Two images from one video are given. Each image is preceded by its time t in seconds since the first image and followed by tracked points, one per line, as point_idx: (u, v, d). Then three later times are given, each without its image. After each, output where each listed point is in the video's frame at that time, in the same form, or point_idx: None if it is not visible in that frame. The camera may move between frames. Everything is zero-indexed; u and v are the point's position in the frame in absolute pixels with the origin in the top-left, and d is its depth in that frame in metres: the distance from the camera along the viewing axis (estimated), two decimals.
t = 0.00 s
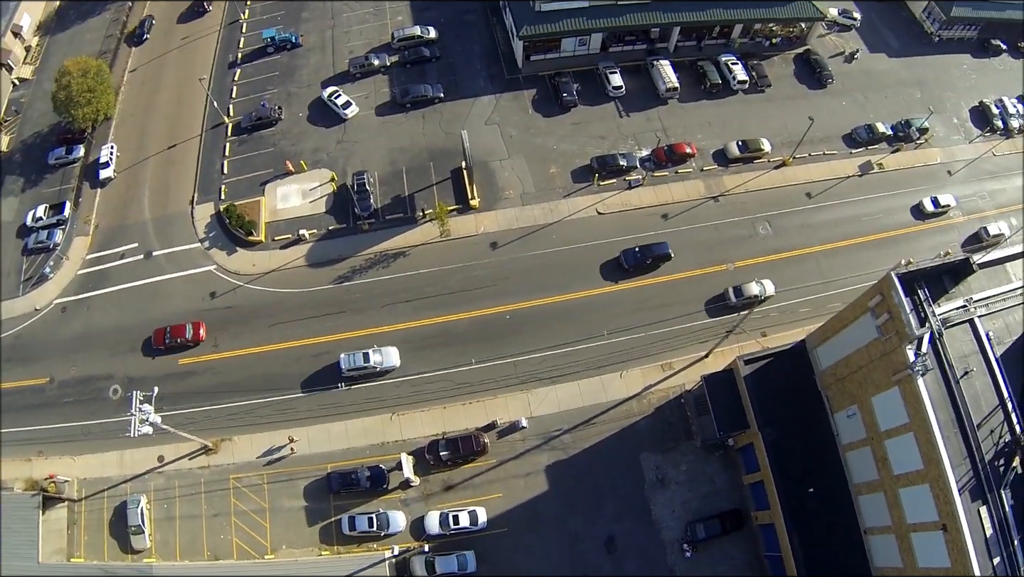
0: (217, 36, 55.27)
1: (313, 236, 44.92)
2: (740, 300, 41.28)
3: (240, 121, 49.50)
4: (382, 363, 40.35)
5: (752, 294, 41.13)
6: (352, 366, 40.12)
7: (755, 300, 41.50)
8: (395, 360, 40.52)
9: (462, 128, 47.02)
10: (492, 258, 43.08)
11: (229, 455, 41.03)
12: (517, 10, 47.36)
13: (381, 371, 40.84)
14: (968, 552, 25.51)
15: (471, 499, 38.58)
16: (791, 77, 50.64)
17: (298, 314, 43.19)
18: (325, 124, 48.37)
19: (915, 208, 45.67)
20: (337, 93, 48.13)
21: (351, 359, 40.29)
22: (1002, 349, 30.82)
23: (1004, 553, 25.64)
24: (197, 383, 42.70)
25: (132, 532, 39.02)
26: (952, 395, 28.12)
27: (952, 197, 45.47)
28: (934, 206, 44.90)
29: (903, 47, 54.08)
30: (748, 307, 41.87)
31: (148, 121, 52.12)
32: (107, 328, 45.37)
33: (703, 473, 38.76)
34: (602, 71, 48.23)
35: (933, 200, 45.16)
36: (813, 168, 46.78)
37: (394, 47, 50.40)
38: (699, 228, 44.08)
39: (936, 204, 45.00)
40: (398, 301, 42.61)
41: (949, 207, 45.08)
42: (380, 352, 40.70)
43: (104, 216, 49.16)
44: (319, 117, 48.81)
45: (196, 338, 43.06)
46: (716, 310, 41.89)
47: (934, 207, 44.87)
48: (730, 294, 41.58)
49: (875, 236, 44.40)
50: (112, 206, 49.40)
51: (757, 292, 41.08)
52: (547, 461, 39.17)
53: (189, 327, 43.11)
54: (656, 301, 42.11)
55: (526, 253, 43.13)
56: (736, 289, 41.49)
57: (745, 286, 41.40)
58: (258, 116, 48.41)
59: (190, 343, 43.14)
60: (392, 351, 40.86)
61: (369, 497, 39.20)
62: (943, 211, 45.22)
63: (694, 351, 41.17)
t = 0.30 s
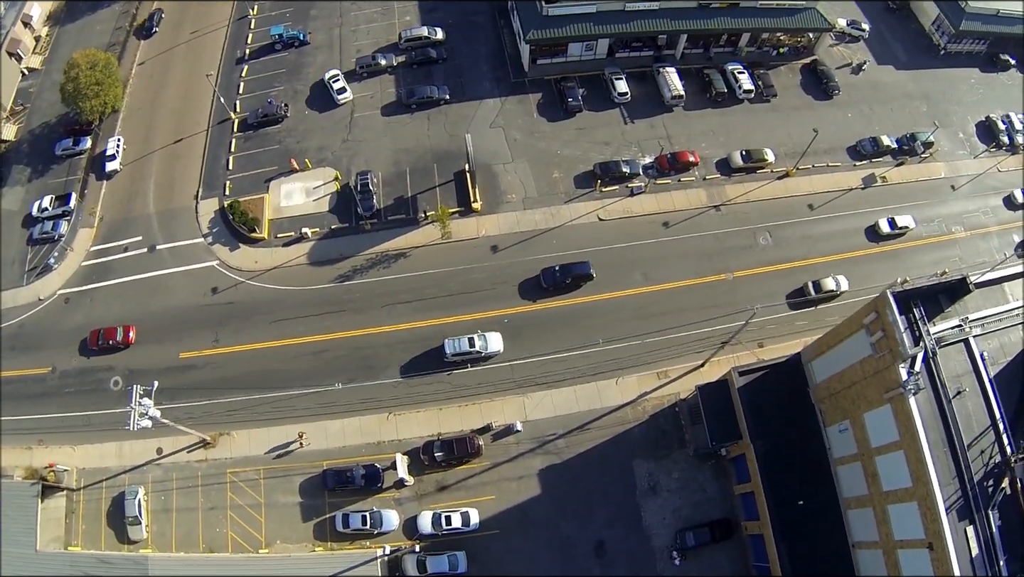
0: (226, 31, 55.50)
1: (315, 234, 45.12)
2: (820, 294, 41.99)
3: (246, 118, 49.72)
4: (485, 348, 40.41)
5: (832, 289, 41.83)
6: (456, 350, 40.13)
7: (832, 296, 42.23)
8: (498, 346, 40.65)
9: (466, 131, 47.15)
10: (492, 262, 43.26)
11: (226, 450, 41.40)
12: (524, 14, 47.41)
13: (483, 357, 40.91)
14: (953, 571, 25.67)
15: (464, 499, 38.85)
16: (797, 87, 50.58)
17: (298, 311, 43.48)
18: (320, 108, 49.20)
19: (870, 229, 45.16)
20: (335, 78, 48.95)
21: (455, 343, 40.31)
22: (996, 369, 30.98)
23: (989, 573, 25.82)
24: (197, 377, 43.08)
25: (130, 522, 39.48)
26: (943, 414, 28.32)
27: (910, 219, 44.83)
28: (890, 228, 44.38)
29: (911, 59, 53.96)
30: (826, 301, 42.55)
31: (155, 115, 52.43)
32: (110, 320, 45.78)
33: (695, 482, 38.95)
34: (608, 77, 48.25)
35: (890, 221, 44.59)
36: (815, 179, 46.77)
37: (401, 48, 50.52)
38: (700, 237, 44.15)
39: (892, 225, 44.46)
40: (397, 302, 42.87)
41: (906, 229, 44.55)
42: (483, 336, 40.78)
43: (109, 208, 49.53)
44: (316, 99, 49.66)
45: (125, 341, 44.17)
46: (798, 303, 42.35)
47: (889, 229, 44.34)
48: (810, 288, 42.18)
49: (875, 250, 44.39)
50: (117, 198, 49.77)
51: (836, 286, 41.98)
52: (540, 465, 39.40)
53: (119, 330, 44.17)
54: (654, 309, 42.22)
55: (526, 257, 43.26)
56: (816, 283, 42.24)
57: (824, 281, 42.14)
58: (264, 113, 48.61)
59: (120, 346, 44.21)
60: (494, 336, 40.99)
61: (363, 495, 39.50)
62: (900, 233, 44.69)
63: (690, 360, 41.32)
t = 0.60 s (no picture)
0: (226, 30, 55.84)
1: (313, 233, 45.44)
2: (883, 284, 43.05)
3: (246, 117, 50.07)
4: (585, 334, 40.98)
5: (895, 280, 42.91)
6: (558, 336, 40.65)
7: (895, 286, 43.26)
8: (597, 331, 41.23)
9: (464, 132, 47.45)
10: (489, 262, 43.60)
11: (224, 446, 41.89)
12: (522, 16, 47.72)
13: (583, 342, 41.51)
14: (937, 574, 26.06)
15: (458, 498, 39.32)
16: (795, 91, 50.81)
17: (296, 310, 43.89)
18: (313, 93, 50.16)
19: (813, 240, 44.94)
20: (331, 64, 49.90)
21: (556, 328, 40.84)
22: (984, 376, 31.16)
23: None
24: (195, 374, 43.57)
25: (128, 517, 40.00)
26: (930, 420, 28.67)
27: (853, 230, 44.49)
28: (832, 240, 44.20)
29: (909, 63, 54.17)
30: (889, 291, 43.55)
31: (156, 113, 52.83)
32: (110, 318, 46.29)
33: (686, 483, 39.38)
34: (605, 79, 48.53)
35: (834, 233, 44.42)
36: (811, 183, 47.04)
37: (400, 48, 50.78)
38: (695, 240, 44.49)
39: (835, 237, 44.29)
40: (394, 301, 43.24)
41: (849, 241, 44.28)
42: (582, 321, 41.38)
43: (110, 205, 50.00)
44: (311, 84, 50.69)
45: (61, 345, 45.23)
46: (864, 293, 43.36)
47: (832, 241, 44.18)
48: (875, 278, 43.29)
49: (869, 255, 44.66)
50: (118, 196, 50.23)
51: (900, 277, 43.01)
52: (533, 465, 39.83)
53: (56, 333, 45.22)
54: (649, 311, 42.59)
55: (522, 258, 43.62)
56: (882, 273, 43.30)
57: (886, 271, 43.27)
58: (264, 112, 48.94)
59: (57, 349, 45.34)
60: (593, 321, 41.60)
61: (359, 492, 39.98)
62: (843, 245, 44.50)
63: (683, 362, 41.71)
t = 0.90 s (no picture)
0: (216, 33, 56.18)
1: (305, 235, 45.84)
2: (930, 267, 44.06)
3: (236, 121, 50.44)
4: (671, 314, 41.92)
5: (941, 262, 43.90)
6: (647, 317, 41.51)
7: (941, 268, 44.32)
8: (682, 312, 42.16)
9: (453, 134, 47.88)
10: (479, 262, 44.11)
11: (220, 448, 42.40)
12: (509, 18, 48.20)
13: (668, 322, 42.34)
14: (923, 563, 26.60)
15: (450, 494, 39.89)
16: (780, 88, 51.28)
17: (289, 312, 44.34)
18: (303, 82, 51.24)
19: (742, 244, 45.00)
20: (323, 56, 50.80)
21: (644, 309, 41.70)
22: (968, 368, 31.79)
23: (959, 566, 26.79)
24: (190, 376, 44.07)
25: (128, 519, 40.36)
26: (914, 412, 29.30)
27: (783, 234, 44.38)
28: (762, 244, 44.02)
29: (894, 60, 54.67)
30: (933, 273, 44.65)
31: (147, 118, 53.24)
32: (104, 322, 46.78)
33: (676, 478, 40.02)
34: (591, 79, 48.99)
35: (762, 237, 44.25)
36: (796, 180, 47.59)
37: (389, 51, 51.16)
38: (682, 237, 45.04)
39: (764, 241, 44.15)
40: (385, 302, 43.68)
41: (779, 244, 44.19)
42: (668, 303, 42.29)
43: (103, 210, 50.47)
44: (302, 73, 51.73)
45: None
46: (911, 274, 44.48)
47: (761, 245, 44.06)
48: (923, 260, 44.30)
49: (855, 250, 45.25)
50: (111, 201, 50.70)
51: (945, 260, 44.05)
52: (524, 461, 40.40)
53: None
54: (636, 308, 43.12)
55: (512, 257, 44.12)
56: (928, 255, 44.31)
57: (933, 254, 44.22)
58: (253, 116, 49.29)
59: None
60: (676, 303, 42.50)
61: (353, 490, 40.53)
62: (774, 249, 44.35)
63: (671, 358, 42.31)
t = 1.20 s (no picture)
0: (228, 26, 56.77)
1: (311, 228, 46.43)
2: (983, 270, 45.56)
3: (246, 113, 51.08)
4: (758, 304, 43.23)
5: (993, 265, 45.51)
6: (736, 305, 42.92)
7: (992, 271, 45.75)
8: (767, 303, 43.40)
9: (460, 133, 48.43)
10: (482, 260, 44.66)
11: (221, 434, 43.11)
12: (518, 20, 48.76)
13: (752, 312, 43.63)
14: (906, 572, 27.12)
15: (445, 487, 40.52)
16: (786, 98, 51.70)
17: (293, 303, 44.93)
18: (318, 64, 52.39)
19: (678, 259, 45.02)
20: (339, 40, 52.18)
21: (733, 298, 43.08)
22: (959, 381, 32.45)
23: None
24: (194, 363, 44.77)
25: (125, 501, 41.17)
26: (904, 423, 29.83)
27: (720, 249, 44.46)
28: (696, 259, 44.10)
29: (900, 73, 55.04)
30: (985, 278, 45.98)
31: (158, 108, 53.94)
32: (110, 306, 47.54)
33: (668, 480, 40.62)
34: (599, 83, 49.52)
35: (699, 252, 44.27)
36: (798, 189, 48.05)
37: (399, 48, 51.72)
38: (683, 242, 45.54)
39: (700, 256, 44.17)
40: (387, 296, 44.25)
41: (717, 258, 44.11)
42: (754, 293, 43.65)
43: (112, 196, 51.35)
44: (319, 57, 52.82)
45: None
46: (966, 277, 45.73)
47: (697, 260, 44.11)
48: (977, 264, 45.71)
49: (854, 260, 45.72)
50: (119, 188, 51.56)
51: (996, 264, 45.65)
52: (518, 457, 41.02)
53: None
54: (635, 310, 43.71)
55: (514, 256, 44.69)
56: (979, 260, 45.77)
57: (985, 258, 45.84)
58: (263, 109, 49.87)
59: None
60: (760, 293, 43.75)
61: (350, 479, 41.22)
62: (711, 263, 44.33)
63: (667, 362, 42.90)
